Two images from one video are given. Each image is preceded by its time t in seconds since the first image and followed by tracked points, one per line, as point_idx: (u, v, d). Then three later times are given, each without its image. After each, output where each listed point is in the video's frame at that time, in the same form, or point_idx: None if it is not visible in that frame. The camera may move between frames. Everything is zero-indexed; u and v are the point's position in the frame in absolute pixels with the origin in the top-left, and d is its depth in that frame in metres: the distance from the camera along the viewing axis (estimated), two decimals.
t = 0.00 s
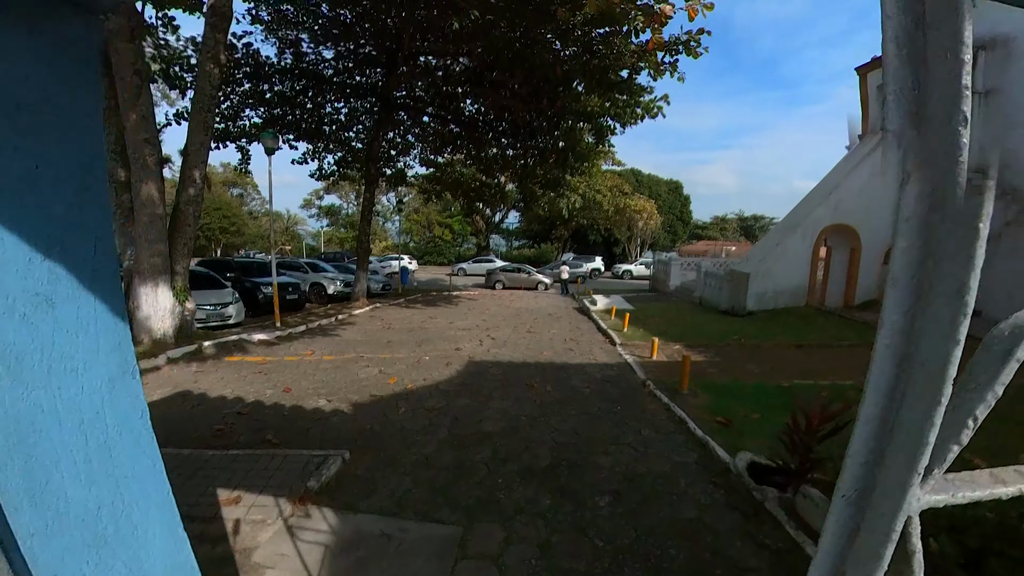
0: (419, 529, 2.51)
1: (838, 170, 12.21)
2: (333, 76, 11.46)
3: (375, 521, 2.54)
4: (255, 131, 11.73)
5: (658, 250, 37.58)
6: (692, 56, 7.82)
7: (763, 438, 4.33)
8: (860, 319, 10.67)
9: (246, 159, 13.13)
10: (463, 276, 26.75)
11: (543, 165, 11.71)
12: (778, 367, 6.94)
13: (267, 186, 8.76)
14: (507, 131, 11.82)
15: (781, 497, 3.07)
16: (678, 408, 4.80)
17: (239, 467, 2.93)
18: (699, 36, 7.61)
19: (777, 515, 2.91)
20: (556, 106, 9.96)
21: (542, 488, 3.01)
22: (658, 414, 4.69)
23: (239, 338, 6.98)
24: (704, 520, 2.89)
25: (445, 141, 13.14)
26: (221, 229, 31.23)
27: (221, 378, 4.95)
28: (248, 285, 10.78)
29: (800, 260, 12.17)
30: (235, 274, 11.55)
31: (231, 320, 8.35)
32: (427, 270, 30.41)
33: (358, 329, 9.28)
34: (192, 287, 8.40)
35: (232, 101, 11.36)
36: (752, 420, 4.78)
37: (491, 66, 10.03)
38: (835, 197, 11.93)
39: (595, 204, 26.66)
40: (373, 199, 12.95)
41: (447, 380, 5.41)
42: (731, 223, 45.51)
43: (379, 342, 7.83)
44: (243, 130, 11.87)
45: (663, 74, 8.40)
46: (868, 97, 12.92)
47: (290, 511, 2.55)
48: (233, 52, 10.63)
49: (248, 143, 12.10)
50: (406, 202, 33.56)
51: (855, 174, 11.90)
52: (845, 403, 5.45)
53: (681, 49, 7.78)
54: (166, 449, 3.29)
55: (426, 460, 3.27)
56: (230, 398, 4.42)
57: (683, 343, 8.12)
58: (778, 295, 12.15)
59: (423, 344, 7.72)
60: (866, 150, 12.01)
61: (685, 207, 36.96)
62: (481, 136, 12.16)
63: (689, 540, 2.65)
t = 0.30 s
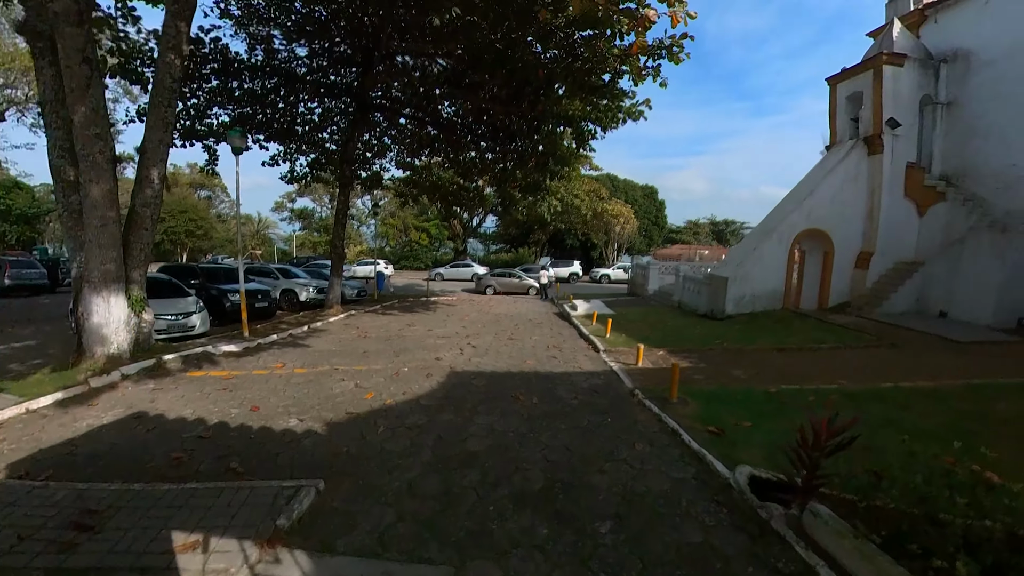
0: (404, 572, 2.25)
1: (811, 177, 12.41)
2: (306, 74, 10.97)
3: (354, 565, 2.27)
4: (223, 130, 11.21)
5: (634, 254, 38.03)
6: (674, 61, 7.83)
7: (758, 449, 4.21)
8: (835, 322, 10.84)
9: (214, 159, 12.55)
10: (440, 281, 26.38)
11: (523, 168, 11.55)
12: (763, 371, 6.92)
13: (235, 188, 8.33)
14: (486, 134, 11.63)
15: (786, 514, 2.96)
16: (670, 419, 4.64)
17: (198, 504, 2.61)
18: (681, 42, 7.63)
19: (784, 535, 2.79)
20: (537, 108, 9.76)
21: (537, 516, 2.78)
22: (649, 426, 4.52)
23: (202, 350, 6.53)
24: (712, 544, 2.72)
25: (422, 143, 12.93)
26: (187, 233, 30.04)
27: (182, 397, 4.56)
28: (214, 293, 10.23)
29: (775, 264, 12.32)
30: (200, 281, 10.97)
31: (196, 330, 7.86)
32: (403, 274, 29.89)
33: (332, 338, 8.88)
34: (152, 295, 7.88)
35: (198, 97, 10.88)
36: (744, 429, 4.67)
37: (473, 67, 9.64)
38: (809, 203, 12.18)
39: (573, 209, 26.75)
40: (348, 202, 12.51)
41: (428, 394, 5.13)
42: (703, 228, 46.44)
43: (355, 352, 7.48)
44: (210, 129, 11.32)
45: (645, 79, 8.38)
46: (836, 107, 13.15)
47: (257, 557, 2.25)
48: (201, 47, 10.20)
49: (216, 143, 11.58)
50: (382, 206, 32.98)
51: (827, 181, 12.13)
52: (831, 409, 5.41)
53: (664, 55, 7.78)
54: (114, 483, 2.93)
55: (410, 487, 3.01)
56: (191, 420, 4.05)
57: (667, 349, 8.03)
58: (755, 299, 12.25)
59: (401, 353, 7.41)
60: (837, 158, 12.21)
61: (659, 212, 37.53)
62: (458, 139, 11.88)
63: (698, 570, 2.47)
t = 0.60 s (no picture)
0: None
1: (789, 184, 12.61)
2: (282, 74, 10.61)
3: None
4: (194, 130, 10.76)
5: (614, 259, 38.30)
6: (659, 67, 7.82)
7: (756, 458, 4.12)
8: (813, 325, 10.98)
9: (184, 161, 12.03)
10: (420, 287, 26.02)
11: (506, 173, 11.42)
12: (750, 377, 6.88)
13: (206, 190, 7.95)
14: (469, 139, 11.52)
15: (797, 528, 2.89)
16: (665, 429, 4.51)
17: (165, 543, 2.35)
18: (666, 48, 7.62)
19: (797, 548, 2.71)
20: (522, 113, 9.66)
21: (538, 542, 2.60)
22: (645, 437, 4.39)
23: (169, 363, 6.13)
24: (724, 565, 2.59)
25: (402, 147, 12.71)
26: (156, 238, 28.91)
27: (145, 417, 4.21)
28: (183, 301, 9.75)
29: (755, 270, 12.47)
30: (167, 288, 10.43)
31: (162, 341, 7.42)
32: (382, 281, 29.38)
33: (309, 349, 8.50)
34: (114, 304, 7.40)
35: (169, 95, 10.43)
36: (740, 438, 4.58)
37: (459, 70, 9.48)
38: (787, 209, 12.33)
39: (554, 215, 26.78)
40: (326, 206, 12.14)
41: (413, 408, 4.88)
42: (680, 234, 47.18)
43: (334, 363, 7.15)
44: (181, 129, 10.87)
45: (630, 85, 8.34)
46: (811, 117, 13.42)
47: None
48: (171, 43, 9.76)
49: (188, 143, 11.13)
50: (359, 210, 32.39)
51: (804, 189, 12.33)
52: (821, 414, 5.39)
53: (649, 60, 7.75)
54: (65, 521, 2.62)
55: (399, 515, 2.78)
56: (154, 442, 3.72)
57: (654, 355, 7.96)
58: (736, 303, 12.37)
59: (382, 364, 7.12)
60: (814, 166, 12.44)
61: (638, 219, 37.94)
62: (439, 142, 11.71)
63: None
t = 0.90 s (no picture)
0: None
1: (758, 195, 12.90)
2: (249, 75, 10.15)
3: None
4: (153, 131, 10.18)
5: (587, 268, 38.61)
6: (638, 79, 7.84)
7: (747, 473, 4.04)
8: (785, 332, 11.18)
9: (142, 164, 11.37)
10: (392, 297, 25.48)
11: (481, 182, 11.30)
12: (731, 386, 6.87)
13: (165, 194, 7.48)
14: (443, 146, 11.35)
15: (800, 547, 2.81)
16: (655, 444, 4.38)
17: None
18: (645, 61, 7.64)
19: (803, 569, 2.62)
20: (499, 120, 9.53)
21: None
22: (634, 453, 4.25)
23: (120, 385, 5.64)
24: None
25: (375, 154, 12.42)
26: (110, 245, 27.38)
27: (90, 449, 3.79)
28: (138, 315, 9.14)
29: (728, 279, 12.66)
30: (120, 300, 9.76)
31: (112, 359, 6.88)
32: (353, 291, 28.66)
33: (275, 364, 8.05)
34: (58, 318, 6.82)
35: (126, 94, 9.84)
36: (729, 451, 4.50)
37: (433, 76, 9.20)
38: (758, 219, 12.58)
39: (528, 224, 26.81)
40: (294, 213, 11.69)
41: (390, 428, 4.60)
42: (650, 243, 48.13)
43: (303, 380, 6.76)
44: (139, 130, 10.28)
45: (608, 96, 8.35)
46: (778, 131, 13.81)
47: None
48: (130, 39, 9.21)
49: (146, 145, 10.53)
50: (329, 218, 31.58)
51: (774, 199, 12.63)
52: (804, 422, 5.40)
53: (628, 72, 7.74)
54: None
55: (382, 553, 2.54)
56: (101, 477, 3.34)
57: (634, 366, 7.88)
58: (710, 311, 12.52)
59: (355, 381, 6.76)
60: (782, 178, 12.78)
61: (610, 228, 38.47)
62: (413, 149, 11.48)
63: None
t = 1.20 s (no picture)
0: None
1: (733, 207, 13.12)
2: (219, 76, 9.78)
3: None
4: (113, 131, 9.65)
5: (564, 278, 38.79)
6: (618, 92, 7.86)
7: (739, 488, 3.95)
8: (761, 340, 11.32)
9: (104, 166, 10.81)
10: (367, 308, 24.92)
11: (460, 191, 11.15)
12: (714, 396, 6.85)
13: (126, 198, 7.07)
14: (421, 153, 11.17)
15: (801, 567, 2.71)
16: (644, 460, 4.25)
17: None
18: (624, 73, 7.67)
19: None
20: (478, 128, 9.42)
21: None
22: (623, 470, 4.12)
23: (68, 406, 5.22)
24: None
25: (351, 161, 12.16)
26: (67, 253, 26.05)
27: (29, 483, 3.42)
28: (93, 327, 8.59)
29: (706, 288, 12.77)
30: (73, 311, 9.16)
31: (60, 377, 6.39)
32: (326, 301, 27.98)
33: (243, 380, 7.62)
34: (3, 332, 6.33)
35: (86, 92, 9.33)
36: (718, 465, 4.42)
37: (411, 82, 9.05)
38: (734, 229, 12.76)
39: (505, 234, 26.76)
40: (265, 221, 11.27)
41: (366, 450, 4.34)
42: (625, 253, 48.75)
43: (272, 398, 6.39)
44: (100, 130, 9.76)
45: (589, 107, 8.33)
46: (750, 145, 14.13)
47: None
48: (92, 34, 8.75)
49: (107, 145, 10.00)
50: (302, 226, 30.85)
51: (748, 210, 12.86)
52: (789, 432, 5.38)
53: (607, 84, 7.75)
54: None
55: None
56: (39, 514, 2.99)
57: (616, 377, 7.78)
58: (689, 321, 12.58)
59: (328, 397, 6.44)
60: (755, 189, 13.04)
61: (586, 238, 38.81)
62: (390, 156, 11.26)
63: None
